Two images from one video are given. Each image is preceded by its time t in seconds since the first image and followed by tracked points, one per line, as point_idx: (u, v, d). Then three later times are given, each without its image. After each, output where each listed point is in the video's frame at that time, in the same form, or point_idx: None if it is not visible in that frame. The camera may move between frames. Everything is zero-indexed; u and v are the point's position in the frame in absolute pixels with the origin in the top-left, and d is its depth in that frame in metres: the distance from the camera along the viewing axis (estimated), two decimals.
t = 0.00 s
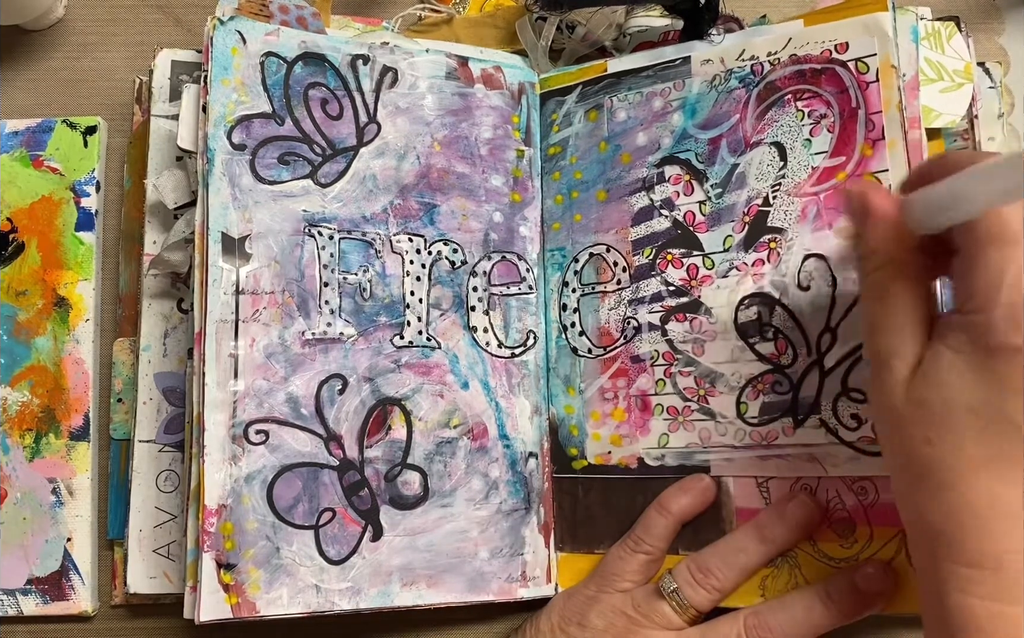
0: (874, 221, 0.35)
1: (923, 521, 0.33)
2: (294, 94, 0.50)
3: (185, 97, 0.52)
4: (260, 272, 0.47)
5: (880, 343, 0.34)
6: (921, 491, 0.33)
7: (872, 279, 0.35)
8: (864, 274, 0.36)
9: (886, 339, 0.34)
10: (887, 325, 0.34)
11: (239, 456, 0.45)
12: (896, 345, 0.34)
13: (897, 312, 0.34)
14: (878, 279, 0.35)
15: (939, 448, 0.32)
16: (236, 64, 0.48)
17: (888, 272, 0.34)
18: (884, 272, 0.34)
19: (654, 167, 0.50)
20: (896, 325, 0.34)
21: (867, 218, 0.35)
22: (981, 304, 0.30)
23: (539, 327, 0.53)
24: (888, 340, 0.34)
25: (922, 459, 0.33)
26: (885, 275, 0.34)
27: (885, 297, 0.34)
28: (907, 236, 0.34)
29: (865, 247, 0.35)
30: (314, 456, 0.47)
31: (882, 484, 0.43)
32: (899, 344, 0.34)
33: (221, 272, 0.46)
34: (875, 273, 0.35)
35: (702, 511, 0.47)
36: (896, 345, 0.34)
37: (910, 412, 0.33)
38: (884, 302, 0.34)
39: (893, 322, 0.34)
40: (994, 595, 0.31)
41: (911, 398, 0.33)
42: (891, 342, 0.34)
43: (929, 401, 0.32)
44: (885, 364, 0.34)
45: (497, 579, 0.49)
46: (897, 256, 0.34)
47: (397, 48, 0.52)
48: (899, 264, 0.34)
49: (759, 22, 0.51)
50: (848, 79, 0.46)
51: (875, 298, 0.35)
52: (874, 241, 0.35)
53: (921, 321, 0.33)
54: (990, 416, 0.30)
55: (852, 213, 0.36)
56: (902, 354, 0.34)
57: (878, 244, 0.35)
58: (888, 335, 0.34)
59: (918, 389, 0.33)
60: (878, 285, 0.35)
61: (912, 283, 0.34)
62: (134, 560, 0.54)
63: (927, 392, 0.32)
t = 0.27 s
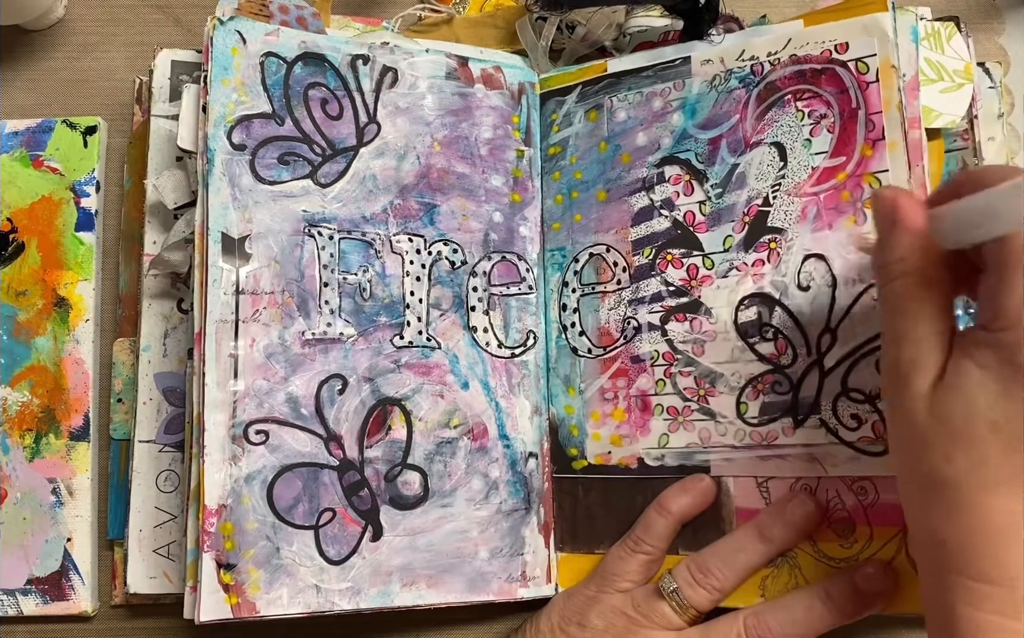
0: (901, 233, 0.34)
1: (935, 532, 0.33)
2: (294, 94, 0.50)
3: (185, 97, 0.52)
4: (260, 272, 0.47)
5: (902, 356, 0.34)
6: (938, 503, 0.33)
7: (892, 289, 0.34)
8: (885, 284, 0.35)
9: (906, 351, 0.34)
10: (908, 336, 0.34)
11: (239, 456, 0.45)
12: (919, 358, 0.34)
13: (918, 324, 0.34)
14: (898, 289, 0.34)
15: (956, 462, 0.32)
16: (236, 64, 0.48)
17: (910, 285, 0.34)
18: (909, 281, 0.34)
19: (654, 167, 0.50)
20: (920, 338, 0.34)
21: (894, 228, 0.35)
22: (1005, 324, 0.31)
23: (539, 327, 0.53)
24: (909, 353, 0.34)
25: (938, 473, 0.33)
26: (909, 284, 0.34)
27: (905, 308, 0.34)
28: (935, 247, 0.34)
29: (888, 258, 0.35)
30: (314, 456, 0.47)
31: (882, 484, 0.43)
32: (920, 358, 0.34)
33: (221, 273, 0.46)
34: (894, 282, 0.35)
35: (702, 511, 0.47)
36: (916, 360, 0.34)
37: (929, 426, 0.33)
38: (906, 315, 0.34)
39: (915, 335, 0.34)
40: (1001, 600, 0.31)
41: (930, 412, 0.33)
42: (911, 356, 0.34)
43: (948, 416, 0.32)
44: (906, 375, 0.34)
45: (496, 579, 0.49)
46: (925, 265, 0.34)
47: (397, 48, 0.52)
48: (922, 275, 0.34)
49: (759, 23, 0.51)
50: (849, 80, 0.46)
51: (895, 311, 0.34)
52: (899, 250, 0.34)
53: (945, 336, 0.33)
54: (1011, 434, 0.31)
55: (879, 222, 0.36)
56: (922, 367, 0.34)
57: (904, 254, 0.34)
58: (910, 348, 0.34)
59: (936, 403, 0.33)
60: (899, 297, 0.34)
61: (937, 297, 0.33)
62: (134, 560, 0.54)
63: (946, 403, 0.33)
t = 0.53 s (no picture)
0: (912, 241, 0.34)
1: (931, 540, 0.33)
2: (294, 94, 0.50)
3: (185, 97, 0.52)
4: (260, 272, 0.47)
5: (904, 364, 0.34)
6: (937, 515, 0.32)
7: (902, 298, 0.34)
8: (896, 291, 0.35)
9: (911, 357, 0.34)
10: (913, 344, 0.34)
11: (239, 456, 0.45)
12: (922, 368, 0.33)
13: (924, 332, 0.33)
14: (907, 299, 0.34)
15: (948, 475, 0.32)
16: (236, 64, 0.48)
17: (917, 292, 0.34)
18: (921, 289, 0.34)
19: (653, 167, 0.50)
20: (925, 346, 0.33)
21: (905, 236, 0.34)
22: (1012, 341, 0.30)
23: (539, 327, 0.53)
24: (914, 360, 0.34)
25: (934, 482, 0.32)
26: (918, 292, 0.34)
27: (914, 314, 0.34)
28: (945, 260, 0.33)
29: (899, 266, 0.35)
30: (314, 456, 0.47)
31: (882, 484, 0.43)
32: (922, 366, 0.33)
33: (221, 273, 0.46)
34: (906, 292, 0.34)
35: (702, 511, 0.47)
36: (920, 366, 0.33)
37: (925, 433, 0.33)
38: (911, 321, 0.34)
39: (920, 343, 0.33)
40: (992, 619, 0.31)
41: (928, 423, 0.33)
42: (913, 364, 0.34)
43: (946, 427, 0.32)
44: (911, 386, 0.34)
45: (496, 579, 0.49)
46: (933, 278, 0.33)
47: (397, 48, 0.52)
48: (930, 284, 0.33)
49: (758, 22, 0.51)
50: (847, 78, 0.46)
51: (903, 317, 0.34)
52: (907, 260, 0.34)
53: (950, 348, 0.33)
54: (1011, 454, 0.30)
55: (892, 229, 0.35)
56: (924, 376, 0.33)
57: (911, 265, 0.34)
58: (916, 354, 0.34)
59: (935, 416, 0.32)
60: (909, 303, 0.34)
61: (945, 310, 0.33)
62: (134, 560, 0.54)
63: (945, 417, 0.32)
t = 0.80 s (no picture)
0: (926, 243, 0.31)
1: (950, 553, 0.31)
2: (294, 94, 0.50)
3: (185, 97, 0.52)
4: (260, 272, 0.47)
5: (921, 374, 0.31)
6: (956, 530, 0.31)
7: (917, 306, 0.32)
8: (908, 297, 0.32)
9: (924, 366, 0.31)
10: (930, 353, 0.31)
11: (239, 456, 0.45)
12: (944, 378, 0.31)
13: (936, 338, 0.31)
14: (922, 304, 0.31)
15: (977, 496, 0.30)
16: (236, 64, 0.48)
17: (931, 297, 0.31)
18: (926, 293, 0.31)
19: (653, 167, 0.50)
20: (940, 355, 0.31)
21: (917, 237, 0.32)
22: None
23: (539, 327, 0.53)
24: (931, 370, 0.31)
25: (960, 502, 0.31)
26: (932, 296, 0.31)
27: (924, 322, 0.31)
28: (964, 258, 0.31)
29: (915, 269, 0.32)
30: (314, 456, 0.47)
31: (881, 483, 0.43)
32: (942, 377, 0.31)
33: (221, 273, 0.46)
34: (921, 295, 0.31)
35: (701, 511, 0.47)
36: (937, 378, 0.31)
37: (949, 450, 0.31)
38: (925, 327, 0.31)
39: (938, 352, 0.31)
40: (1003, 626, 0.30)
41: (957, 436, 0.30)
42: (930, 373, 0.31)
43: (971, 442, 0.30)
44: (930, 397, 0.31)
45: (496, 579, 0.49)
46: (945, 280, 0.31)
47: (397, 48, 0.52)
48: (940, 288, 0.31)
49: (758, 22, 0.51)
50: (846, 77, 0.46)
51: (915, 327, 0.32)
52: (924, 260, 0.31)
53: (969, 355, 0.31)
54: None
55: (898, 228, 0.32)
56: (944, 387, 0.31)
57: (927, 267, 0.31)
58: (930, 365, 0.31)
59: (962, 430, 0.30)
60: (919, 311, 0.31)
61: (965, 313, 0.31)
62: (134, 560, 0.54)
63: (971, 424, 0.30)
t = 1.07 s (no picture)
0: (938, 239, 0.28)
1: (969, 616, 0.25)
2: (294, 94, 0.50)
3: (186, 97, 0.52)
4: (260, 272, 0.47)
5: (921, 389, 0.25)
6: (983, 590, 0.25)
7: (941, 340, 0.23)
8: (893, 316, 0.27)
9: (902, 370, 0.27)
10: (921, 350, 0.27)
11: (239, 456, 0.45)
12: (955, 431, 0.24)
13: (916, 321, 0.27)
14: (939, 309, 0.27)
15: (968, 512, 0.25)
16: (236, 64, 0.48)
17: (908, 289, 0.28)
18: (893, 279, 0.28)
19: (653, 167, 0.50)
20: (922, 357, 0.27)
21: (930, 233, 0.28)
22: None
23: (539, 327, 0.53)
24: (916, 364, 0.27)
25: (987, 563, 0.24)
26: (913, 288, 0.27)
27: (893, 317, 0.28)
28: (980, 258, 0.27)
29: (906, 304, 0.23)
30: (314, 456, 0.47)
31: (881, 484, 0.43)
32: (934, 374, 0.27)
33: (221, 273, 0.46)
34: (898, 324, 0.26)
35: (701, 511, 0.47)
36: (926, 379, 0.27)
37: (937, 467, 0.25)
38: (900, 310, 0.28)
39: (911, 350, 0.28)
40: None
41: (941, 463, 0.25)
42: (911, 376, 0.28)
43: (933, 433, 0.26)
44: (936, 452, 0.24)
45: (496, 579, 0.49)
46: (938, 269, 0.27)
47: (397, 48, 0.52)
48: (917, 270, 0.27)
49: (758, 22, 0.51)
50: (845, 76, 0.46)
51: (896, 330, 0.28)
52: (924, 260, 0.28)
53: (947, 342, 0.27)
54: None
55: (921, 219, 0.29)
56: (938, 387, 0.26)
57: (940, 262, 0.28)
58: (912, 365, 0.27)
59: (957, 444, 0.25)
60: (954, 331, 0.23)
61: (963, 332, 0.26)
62: (134, 560, 0.54)
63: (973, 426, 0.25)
